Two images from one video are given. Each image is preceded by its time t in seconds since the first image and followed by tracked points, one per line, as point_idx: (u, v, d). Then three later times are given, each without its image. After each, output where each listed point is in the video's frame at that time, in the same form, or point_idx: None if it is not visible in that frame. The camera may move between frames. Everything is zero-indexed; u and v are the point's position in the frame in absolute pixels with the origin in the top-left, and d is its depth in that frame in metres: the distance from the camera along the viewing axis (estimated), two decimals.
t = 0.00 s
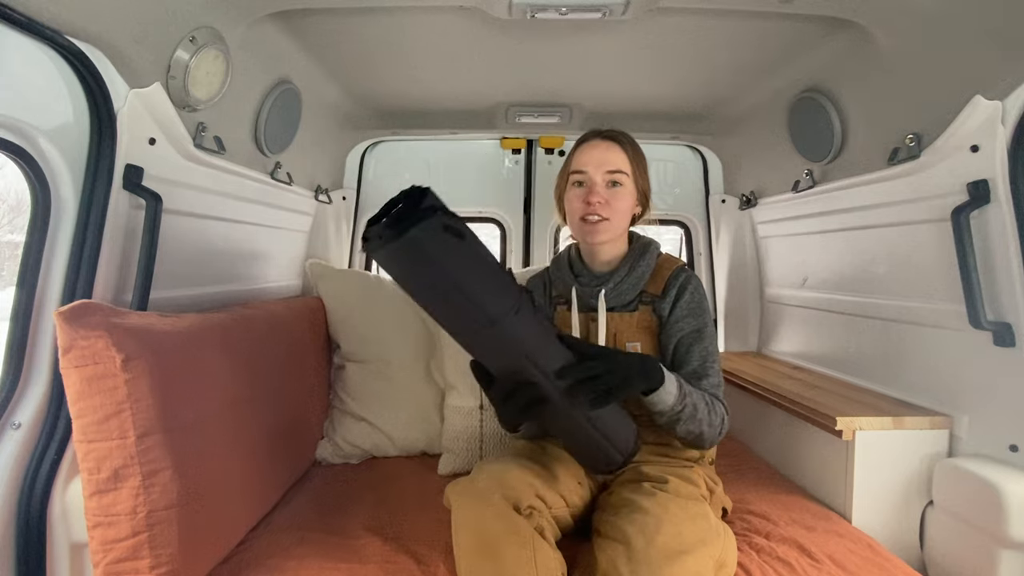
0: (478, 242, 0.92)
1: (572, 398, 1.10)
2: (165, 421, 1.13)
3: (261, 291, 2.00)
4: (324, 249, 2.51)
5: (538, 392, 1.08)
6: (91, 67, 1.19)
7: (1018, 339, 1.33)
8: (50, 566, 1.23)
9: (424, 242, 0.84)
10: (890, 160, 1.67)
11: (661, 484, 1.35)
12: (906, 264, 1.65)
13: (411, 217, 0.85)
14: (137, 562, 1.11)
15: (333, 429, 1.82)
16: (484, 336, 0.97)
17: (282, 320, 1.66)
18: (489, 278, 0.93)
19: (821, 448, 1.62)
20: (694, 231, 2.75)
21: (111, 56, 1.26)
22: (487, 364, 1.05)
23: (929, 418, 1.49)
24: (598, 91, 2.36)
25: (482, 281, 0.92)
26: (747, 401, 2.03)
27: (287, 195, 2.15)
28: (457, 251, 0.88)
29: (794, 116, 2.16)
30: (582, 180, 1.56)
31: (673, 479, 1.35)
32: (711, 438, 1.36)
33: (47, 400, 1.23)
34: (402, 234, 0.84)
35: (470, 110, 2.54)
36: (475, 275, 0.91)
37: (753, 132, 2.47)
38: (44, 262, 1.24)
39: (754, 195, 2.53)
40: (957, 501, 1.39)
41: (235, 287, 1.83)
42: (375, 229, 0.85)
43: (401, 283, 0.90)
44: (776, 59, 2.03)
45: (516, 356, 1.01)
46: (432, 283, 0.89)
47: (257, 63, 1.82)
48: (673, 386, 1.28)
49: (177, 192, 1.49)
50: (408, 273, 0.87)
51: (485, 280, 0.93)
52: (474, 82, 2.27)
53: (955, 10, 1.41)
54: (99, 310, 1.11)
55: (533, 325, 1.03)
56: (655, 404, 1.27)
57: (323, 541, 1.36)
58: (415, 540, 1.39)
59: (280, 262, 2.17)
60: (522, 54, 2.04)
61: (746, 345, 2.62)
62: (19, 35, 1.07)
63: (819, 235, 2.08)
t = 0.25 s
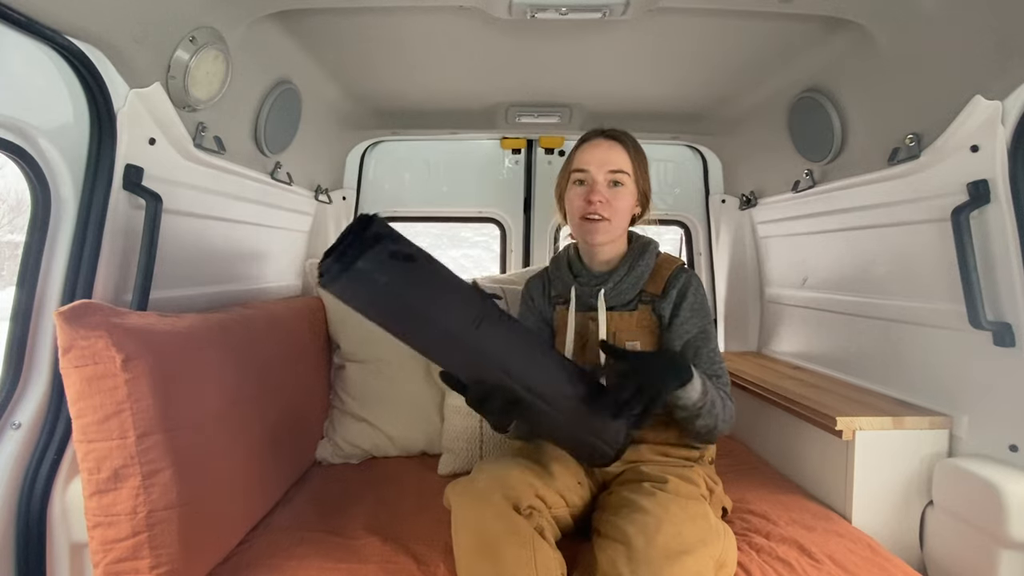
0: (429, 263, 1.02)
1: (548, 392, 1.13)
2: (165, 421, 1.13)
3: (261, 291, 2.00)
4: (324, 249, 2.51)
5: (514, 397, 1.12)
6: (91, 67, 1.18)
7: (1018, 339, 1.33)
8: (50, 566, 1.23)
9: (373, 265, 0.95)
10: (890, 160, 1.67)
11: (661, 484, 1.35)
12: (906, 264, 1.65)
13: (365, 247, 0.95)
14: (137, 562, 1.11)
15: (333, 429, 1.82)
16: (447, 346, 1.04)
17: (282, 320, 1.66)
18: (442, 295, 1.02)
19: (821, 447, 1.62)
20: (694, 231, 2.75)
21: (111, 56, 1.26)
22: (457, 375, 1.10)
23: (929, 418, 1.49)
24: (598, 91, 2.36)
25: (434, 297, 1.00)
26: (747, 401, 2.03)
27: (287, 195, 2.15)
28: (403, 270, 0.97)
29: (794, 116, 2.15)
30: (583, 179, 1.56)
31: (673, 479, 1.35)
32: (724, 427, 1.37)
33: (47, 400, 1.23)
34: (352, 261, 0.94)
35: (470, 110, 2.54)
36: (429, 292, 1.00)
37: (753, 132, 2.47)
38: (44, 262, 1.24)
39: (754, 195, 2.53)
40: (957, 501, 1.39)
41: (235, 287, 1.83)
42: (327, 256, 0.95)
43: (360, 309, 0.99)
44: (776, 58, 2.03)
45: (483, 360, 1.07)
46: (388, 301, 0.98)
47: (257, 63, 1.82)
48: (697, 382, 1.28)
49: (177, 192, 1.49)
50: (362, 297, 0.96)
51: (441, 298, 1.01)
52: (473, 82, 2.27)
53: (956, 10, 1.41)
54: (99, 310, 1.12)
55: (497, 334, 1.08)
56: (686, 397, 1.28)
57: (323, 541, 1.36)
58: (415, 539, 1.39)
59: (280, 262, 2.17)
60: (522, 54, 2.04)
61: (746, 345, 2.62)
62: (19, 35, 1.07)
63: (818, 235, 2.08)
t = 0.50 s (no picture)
0: (378, 272, 0.99)
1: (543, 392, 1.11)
2: (165, 421, 1.13)
3: (261, 291, 2.00)
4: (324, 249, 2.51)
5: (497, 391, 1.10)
6: (91, 67, 1.18)
7: (1018, 339, 1.33)
8: (50, 566, 1.23)
9: (320, 301, 0.94)
10: (890, 160, 1.67)
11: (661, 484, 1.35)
12: (906, 264, 1.65)
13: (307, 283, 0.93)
14: (137, 562, 1.11)
15: (333, 429, 1.81)
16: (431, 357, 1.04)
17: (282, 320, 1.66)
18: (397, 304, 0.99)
19: (821, 447, 1.62)
20: (694, 231, 2.75)
21: (111, 56, 1.26)
22: (437, 377, 1.10)
23: (929, 418, 1.49)
24: (598, 91, 2.36)
25: (390, 309, 0.98)
26: (747, 401, 2.03)
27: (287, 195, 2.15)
28: (350, 290, 0.95)
29: (794, 116, 2.16)
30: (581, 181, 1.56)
31: (673, 479, 1.35)
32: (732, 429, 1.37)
33: (47, 400, 1.23)
34: (298, 297, 0.93)
35: (470, 110, 2.54)
36: (383, 304, 0.98)
37: (753, 132, 2.47)
38: (44, 262, 1.24)
39: (754, 195, 2.53)
40: (958, 501, 1.39)
41: (235, 287, 1.83)
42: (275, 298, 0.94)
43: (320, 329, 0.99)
44: (776, 59, 2.03)
45: (458, 363, 1.05)
46: (350, 327, 0.97)
47: (258, 63, 1.82)
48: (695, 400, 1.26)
49: (177, 192, 1.49)
50: (319, 322, 0.96)
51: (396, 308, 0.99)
52: (473, 82, 2.27)
53: (956, 10, 1.41)
54: (100, 310, 1.12)
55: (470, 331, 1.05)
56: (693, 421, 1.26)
57: (323, 541, 1.36)
58: (415, 539, 1.39)
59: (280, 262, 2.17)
60: (522, 54, 2.04)
61: (746, 345, 2.62)
62: (20, 35, 1.07)
63: (818, 235, 2.08)
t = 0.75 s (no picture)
0: (407, 296, 0.82)
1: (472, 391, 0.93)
2: (165, 421, 1.13)
3: (261, 291, 2.00)
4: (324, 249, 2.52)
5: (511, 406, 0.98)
6: (91, 67, 1.18)
7: (1018, 339, 1.33)
8: (50, 566, 1.23)
9: (347, 304, 0.77)
10: (890, 160, 1.67)
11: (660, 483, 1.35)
12: (906, 264, 1.65)
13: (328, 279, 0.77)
14: (137, 562, 1.12)
15: (333, 429, 1.81)
16: (442, 371, 0.87)
17: (281, 321, 1.66)
18: (425, 310, 0.83)
19: (821, 447, 1.62)
20: (694, 231, 2.75)
21: (111, 56, 1.26)
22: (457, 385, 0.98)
23: (929, 418, 1.49)
24: (598, 92, 2.36)
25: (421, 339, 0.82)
26: (747, 401, 2.03)
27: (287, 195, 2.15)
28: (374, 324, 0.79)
29: (794, 116, 2.15)
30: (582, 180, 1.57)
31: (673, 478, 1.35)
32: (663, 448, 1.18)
33: (47, 400, 1.23)
34: (321, 303, 0.76)
35: (470, 110, 2.54)
36: (410, 309, 0.82)
37: (753, 132, 2.47)
38: (44, 262, 1.24)
39: (754, 195, 2.53)
40: (958, 501, 1.39)
41: (234, 287, 1.83)
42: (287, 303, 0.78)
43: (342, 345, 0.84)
44: (776, 59, 2.03)
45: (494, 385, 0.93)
46: (373, 337, 0.80)
47: (258, 63, 1.82)
48: (596, 412, 1.06)
49: (177, 192, 1.49)
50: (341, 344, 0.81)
51: (425, 314, 0.83)
52: (474, 82, 2.27)
53: (956, 10, 1.41)
54: (100, 310, 1.12)
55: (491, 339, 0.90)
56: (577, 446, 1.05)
57: (323, 541, 1.36)
58: (415, 539, 1.39)
59: (281, 262, 2.17)
60: (522, 54, 2.04)
61: (746, 345, 2.62)
62: (20, 36, 1.07)
63: (818, 235, 2.08)
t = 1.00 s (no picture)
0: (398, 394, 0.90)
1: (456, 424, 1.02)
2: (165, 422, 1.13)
3: (261, 291, 2.00)
4: (324, 249, 2.52)
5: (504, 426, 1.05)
6: (91, 66, 1.18)
7: (1018, 339, 1.33)
8: (50, 566, 1.23)
9: (340, 407, 0.87)
10: (890, 160, 1.67)
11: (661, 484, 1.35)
12: (906, 264, 1.65)
13: (318, 396, 0.86)
14: (137, 562, 1.12)
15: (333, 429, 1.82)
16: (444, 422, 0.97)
17: (282, 321, 1.66)
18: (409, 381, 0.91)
19: (821, 447, 1.62)
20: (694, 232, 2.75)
21: (111, 56, 1.26)
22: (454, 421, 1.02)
23: (929, 418, 1.49)
24: (598, 92, 2.36)
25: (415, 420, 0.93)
26: (747, 401, 2.03)
27: (287, 195, 2.15)
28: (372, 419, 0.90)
29: (794, 116, 2.16)
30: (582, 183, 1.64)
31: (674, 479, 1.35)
32: (631, 459, 1.27)
33: (47, 400, 1.23)
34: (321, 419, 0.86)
35: (471, 110, 2.54)
36: (399, 382, 0.90)
37: (753, 132, 2.47)
38: (45, 262, 1.24)
39: (754, 195, 2.53)
40: (958, 501, 1.39)
41: (234, 287, 1.83)
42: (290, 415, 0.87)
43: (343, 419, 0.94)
44: (776, 59, 2.03)
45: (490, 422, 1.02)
46: (376, 417, 0.90)
47: (258, 63, 1.82)
48: (562, 438, 1.20)
49: (177, 192, 1.49)
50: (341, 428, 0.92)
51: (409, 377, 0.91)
52: (474, 82, 2.27)
53: (956, 10, 1.41)
54: (100, 309, 1.12)
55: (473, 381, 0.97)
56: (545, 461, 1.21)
57: (323, 541, 1.36)
58: (415, 539, 1.39)
59: (281, 263, 2.17)
60: (522, 55, 2.05)
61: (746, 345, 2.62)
62: (20, 35, 1.07)
63: (818, 235, 2.08)
